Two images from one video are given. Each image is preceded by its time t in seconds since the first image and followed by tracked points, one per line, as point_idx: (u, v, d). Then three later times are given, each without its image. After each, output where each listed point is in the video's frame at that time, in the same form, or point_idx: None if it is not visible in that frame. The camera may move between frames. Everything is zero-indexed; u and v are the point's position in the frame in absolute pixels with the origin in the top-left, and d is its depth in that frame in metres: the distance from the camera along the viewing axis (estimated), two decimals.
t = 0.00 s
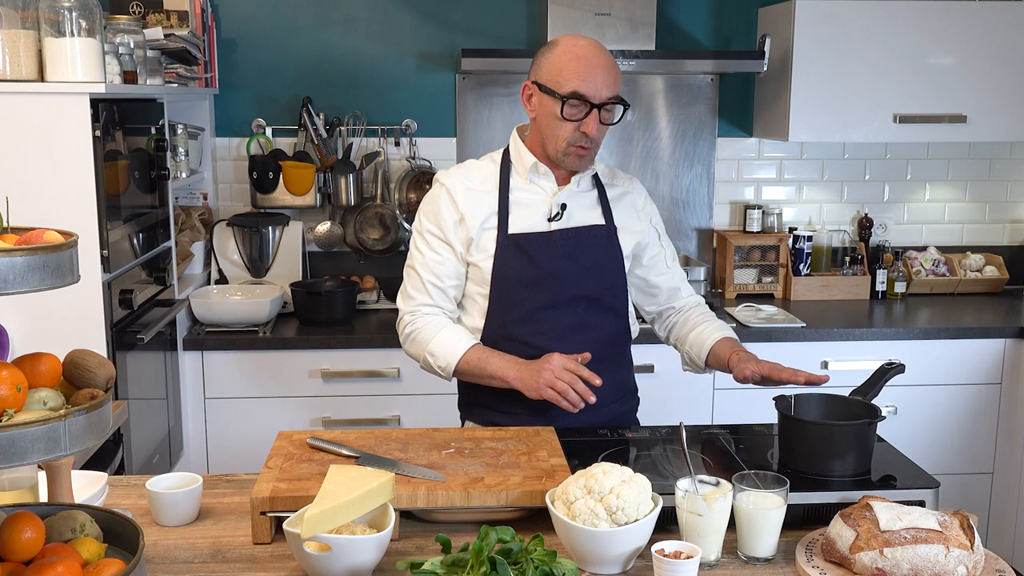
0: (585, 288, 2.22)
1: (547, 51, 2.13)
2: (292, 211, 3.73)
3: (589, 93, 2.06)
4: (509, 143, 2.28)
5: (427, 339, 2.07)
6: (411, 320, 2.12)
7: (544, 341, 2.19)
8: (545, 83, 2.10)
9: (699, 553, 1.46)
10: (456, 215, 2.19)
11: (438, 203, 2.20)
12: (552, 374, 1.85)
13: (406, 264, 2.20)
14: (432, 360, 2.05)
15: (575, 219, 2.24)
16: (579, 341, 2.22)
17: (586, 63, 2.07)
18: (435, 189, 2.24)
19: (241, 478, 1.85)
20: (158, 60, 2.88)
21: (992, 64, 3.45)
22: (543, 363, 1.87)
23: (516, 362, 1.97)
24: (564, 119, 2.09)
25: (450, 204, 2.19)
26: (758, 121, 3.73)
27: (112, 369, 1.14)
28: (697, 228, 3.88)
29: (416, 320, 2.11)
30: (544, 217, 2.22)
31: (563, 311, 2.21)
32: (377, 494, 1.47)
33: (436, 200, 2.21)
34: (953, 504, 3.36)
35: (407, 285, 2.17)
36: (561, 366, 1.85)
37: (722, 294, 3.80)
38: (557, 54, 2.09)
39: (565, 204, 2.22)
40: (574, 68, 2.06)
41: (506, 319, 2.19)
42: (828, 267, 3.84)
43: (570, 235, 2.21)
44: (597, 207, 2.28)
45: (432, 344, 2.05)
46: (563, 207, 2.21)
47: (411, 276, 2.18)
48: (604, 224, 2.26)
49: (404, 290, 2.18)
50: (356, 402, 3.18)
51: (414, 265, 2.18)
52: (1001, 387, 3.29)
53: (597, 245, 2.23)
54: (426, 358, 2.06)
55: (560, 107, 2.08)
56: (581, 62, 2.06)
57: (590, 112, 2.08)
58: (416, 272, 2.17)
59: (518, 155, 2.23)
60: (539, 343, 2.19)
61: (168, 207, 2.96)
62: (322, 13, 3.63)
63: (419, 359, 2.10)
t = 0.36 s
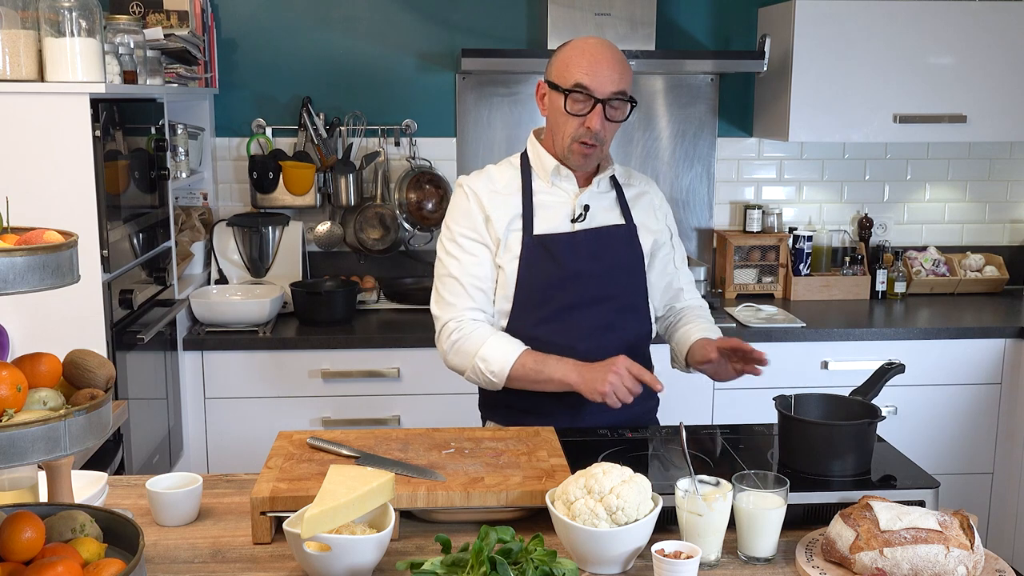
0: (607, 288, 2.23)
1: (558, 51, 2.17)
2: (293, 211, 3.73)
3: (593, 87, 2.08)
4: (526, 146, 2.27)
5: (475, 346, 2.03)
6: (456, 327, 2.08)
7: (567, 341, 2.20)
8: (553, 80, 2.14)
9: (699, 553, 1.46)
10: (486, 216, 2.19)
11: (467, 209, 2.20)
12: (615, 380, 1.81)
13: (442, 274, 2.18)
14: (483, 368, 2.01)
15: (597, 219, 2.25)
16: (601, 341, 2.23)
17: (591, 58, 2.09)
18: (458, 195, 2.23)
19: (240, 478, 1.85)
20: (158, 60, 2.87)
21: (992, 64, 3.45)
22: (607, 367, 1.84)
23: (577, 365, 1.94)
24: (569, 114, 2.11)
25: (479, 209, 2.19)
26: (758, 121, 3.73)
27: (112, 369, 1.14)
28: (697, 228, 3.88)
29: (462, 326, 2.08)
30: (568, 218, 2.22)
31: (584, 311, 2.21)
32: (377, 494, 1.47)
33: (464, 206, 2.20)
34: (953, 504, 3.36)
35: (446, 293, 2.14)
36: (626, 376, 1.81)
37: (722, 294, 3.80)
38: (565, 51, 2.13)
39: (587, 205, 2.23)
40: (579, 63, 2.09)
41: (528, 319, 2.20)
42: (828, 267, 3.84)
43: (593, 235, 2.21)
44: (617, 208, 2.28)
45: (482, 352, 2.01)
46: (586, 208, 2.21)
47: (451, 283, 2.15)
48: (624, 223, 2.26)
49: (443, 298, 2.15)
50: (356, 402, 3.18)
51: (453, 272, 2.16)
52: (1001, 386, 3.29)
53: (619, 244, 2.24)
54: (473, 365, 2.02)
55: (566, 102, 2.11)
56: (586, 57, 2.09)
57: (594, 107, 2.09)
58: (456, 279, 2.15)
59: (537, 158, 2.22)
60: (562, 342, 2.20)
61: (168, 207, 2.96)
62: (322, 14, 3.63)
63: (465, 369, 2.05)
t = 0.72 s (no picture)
0: (638, 291, 2.28)
1: (582, 55, 2.10)
2: (292, 211, 3.73)
3: (624, 98, 2.03)
4: (547, 149, 2.22)
5: (549, 342, 1.79)
6: (530, 319, 1.84)
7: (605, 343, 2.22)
8: (581, 89, 2.08)
9: (699, 553, 1.46)
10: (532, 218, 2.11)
11: (510, 206, 2.08)
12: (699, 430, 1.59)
13: (499, 268, 1.97)
14: (557, 367, 1.76)
15: (626, 219, 2.29)
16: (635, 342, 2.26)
17: (619, 69, 2.03)
18: (490, 197, 2.12)
19: (240, 478, 1.85)
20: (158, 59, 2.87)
21: (992, 64, 3.45)
22: (699, 415, 1.62)
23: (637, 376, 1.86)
24: (600, 125, 2.08)
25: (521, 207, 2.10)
26: (757, 121, 3.73)
27: (112, 369, 1.14)
28: (697, 228, 3.88)
29: (536, 317, 1.84)
30: (603, 220, 2.23)
31: (618, 314, 2.25)
32: (377, 494, 1.47)
33: (507, 204, 2.08)
34: (953, 504, 3.36)
35: (511, 284, 1.92)
36: (708, 437, 1.59)
37: (722, 294, 3.80)
38: (592, 59, 2.06)
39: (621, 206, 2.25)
40: (608, 74, 2.03)
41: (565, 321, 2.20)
42: (828, 267, 3.84)
43: (629, 238, 2.25)
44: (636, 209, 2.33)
45: (560, 347, 1.77)
46: (621, 211, 2.23)
47: (517, 273, 1.94)
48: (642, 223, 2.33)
49: (508, 290, 1.92)
50: (356, 402, 3.18)
51: (513, 264, 1.96)
52: (1001, 387, 3.29)
53: (647, 247, 2.30)
54: (549, 364, 1.77)
55: (596, 113, 2.07)
56: (615, 67, 2.03)
57: (625, 118, 2.06)
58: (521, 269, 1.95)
59: (568, 164, 2.18)
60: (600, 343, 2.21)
61: (168, 207, 2.96)
62: (322, 14, 3.63)
63: (535, 368, 1.80)
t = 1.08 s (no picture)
0: (650, 296, 2.28)
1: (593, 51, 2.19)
2: (292, 211, 3.73)
3: (632, 83, 2.10)
4: (563, 148, 2.23)
5: (561, 347, 1.77)
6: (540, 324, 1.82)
7: (616, 347, 2.22)
8: (590, 79, 2.15)
9: (699, 553, 1.46)
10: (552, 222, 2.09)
11: (526, 207, 2.06)
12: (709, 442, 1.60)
13: (513, 270, 1.94)
14: (568, 373, 1.75)
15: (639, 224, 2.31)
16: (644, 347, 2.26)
17: (627, 56, 2.10)
18: (508, 197, 2.09)
19: (241, 478, 1.85)
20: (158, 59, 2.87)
21: (992, 64, 3.45)
22: (709, 427, 1.63)
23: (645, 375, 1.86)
24: (609, 112, 2.13)
25: (539, 208, 2.08)
26: (757, 121, 3.73)
27: (113, 369, 1.14)
28: (697, 228, 3.88)
29: (549, 321, 1.82)
30: (618, 225, 2.25)
31: (631, 318, 2.25)
32: (377, 494, 1.47)
33: (523, 206, 2.06)
34: (953, 504, 3.36)
35: (525, 287, 1.90)
36: (717, 450, 1.60)
37: (722, 294, 3.80)
38: (601, 51, 2.14)
39: (637, 211, 2.28)
40: (617, 61, 2.11)
41: (579, 328, 2.20)
42: (828, 267, 3.84)
43: (642, 243, 2.26)
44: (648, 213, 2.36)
45: (572, 353, 1.76)
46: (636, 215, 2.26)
47: (531, 276, 1.92)
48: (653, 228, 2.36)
49: (521, 294, 1.90)
50: (356, 402, 3.18)
51: (527, 267, 1.93)
52: (1001, 387, 3.29)
53: (659, 252, 2.31)
54: (560, 369, 1.76)
55: (605, 100, 2.12)
56: (623, 54, 2.11)
57: (633, 104, 2.11)
58: (536, 272, 1.93)
59: (586, 166, 2.19)
60: (611, 348, 2.22)
61: (168, 207, 2.96)
62: (322, 14, 3.63)
63: (544, 372, 1.79)
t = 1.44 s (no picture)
0: (650, 298, 2.27)
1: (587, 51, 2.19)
2: (292, 211, 3.73)
3: (625, 78, 2.10)
4: (560, 150, 2.23)
5: (561, 351, 1.77)
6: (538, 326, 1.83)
7: (613, 349, 2.22)
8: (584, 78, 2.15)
9: (699, 553, 1.46)
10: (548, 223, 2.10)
11: (523, 209, 2.07)
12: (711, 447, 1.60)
13: (512, 271, 1.95)
14: (569, 376, 1.74)
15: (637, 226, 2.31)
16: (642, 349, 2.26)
17: (620, 51, 2.10)
18: (505, 199, 2.10)
19: (241, 478, 1.85)
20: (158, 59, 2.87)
21: (992, 64, 3.45)
22: (711, 433, 1.63)
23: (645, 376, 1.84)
24: (603, 109, 2.13)
25: (536, 210, 2.09)
26: (757, 121, 3.73)
27: (112, 369, 1.14)
28: (697, 228, 3.88)
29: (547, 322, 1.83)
30: (614, 227, 2.26)
31: (627, 321, 2.24)
32: (377, 494, 1.47)
33: (521, 208, 2.07)
34: (953, 504, 3.36)
35: (523, 289, 1.91)
36: (720, 454, 1.60)
37: (722, 294, 3.80)
38: (594, 48, 2.15)
39: (634, 213, 2.27)
40: (609, 57, 2.11)
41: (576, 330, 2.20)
42: (828, 267, 3.84)
43: (641, 245, 2.25)
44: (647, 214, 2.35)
45: (573, 357, 1.75)
46: (633, 217, 2.25)
47: (530, 277, 1.93)
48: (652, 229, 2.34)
49: (520, 296, 1.91)
50: (356, 402, 3.18)
51: (526, 268, 1.94)
52: (1001, 387, 3.29)
53: (659, 253, 2.29)
54: (561, 372, 1.76)
55: (600, 97, 2.12)
56: (616, 50, 2.11)
57: (627, 99, 2.11)
58: (535, 273, 1.94)
59: (582, 168, 2.20)
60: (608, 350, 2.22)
61: (168, 207, 2.96)
62: (322, 14, 3.63)
63: (545, 375, 1.78)
